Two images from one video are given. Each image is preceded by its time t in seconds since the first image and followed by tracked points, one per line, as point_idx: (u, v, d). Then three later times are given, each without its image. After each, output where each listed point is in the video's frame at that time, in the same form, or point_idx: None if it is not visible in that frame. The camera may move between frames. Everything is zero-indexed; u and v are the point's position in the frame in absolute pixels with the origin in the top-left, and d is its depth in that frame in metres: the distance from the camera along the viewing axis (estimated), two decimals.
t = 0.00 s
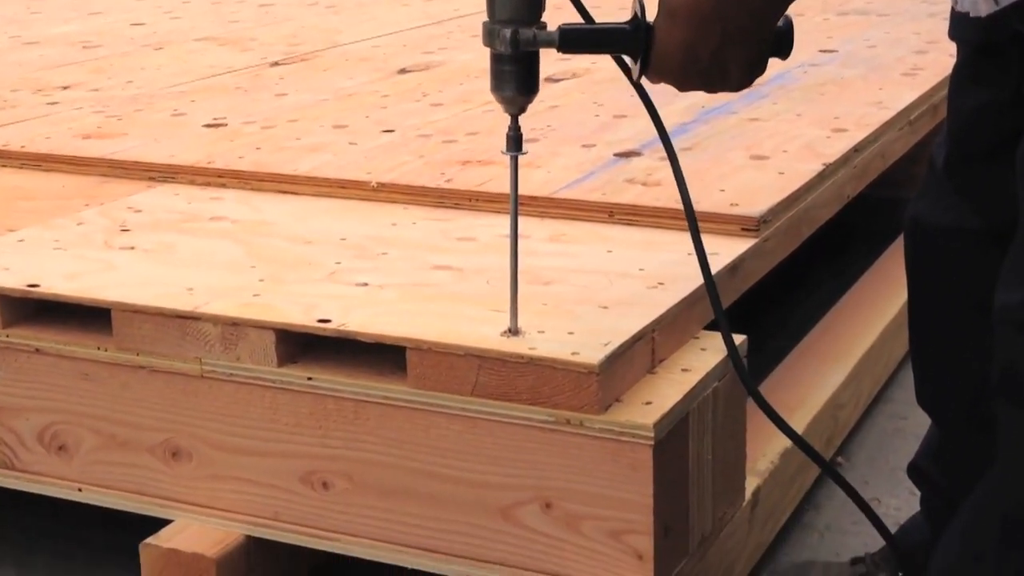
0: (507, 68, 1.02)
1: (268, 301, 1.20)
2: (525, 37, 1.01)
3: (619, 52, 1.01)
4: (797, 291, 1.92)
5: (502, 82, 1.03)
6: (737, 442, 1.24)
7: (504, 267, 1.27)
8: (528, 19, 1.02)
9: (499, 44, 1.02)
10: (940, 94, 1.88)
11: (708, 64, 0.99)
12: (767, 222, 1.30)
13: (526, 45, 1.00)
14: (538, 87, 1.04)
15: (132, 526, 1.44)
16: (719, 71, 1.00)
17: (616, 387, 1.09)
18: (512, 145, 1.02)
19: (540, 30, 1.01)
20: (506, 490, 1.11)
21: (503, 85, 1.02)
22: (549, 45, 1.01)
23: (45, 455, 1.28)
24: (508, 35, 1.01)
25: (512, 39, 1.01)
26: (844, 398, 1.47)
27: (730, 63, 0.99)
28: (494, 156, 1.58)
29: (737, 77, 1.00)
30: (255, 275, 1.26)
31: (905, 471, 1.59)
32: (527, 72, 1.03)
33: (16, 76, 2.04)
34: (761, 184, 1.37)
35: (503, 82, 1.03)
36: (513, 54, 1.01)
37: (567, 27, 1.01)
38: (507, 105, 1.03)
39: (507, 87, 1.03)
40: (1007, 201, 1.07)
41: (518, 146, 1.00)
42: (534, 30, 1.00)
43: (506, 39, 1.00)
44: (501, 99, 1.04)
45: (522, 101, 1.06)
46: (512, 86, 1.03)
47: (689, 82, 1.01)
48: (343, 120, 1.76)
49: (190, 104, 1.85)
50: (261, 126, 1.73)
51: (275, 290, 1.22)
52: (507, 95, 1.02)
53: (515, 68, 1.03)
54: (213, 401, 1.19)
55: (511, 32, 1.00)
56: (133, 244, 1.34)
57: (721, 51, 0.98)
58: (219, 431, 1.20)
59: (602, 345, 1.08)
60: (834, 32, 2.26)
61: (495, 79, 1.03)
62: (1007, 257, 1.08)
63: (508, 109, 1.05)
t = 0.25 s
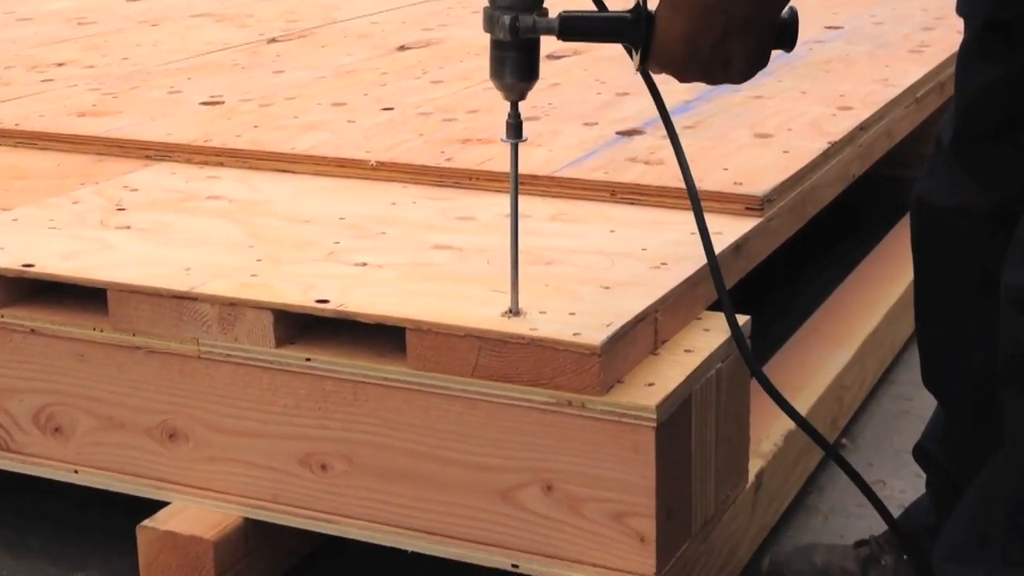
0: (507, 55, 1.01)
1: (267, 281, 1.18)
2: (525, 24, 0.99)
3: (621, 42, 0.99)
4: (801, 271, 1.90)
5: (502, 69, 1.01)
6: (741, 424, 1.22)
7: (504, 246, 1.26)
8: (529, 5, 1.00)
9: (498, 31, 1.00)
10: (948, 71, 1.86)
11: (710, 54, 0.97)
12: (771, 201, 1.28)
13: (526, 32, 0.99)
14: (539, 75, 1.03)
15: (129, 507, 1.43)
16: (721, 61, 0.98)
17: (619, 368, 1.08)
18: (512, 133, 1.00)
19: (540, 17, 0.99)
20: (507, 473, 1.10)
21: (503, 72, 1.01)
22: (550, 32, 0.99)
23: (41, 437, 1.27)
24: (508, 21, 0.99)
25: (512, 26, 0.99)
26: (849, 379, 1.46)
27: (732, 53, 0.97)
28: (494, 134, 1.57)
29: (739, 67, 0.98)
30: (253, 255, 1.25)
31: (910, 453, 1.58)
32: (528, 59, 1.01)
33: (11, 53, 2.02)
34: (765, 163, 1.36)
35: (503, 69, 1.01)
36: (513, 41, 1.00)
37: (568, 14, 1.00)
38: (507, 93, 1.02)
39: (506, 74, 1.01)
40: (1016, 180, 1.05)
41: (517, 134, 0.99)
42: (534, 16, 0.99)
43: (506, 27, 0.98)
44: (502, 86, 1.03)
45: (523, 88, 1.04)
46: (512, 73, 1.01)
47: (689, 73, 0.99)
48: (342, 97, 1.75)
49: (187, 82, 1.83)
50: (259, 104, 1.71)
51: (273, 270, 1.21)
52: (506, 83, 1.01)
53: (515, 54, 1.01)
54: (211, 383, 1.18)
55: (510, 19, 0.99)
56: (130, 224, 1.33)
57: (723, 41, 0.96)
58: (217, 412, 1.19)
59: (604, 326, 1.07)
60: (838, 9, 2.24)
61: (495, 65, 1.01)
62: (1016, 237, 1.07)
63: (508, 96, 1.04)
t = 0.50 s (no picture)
0: (508, 45, 0.99)
1: (264, 266, 1.17)
2: (527, 13, 0.97)
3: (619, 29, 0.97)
4: (804, 256, 1.89)
5: (502, 59, 0.99)
6: (744, 410, 1.21)
7: (504, 230, 1.24)
8: None
9: (498, 20, 0.98)
10: (953, 54, 1.84)
11: (712, 43, 0.96)
12: (775, 185, 1.27)
13: (527, 21, 0.97)
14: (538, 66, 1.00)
15: (126, 495, 1.42)
16: (724, 50, 0.98)
17: (621, 354, 1.06)
18: (514, 123, 0.99)
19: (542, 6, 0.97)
20: (507, 460, 1.09)
21: (503, 62, 0.98)
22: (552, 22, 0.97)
23: (36, 424, 1.25)
24: (508, 11, 0.97)
25: (513, 15, 0.97)
26: (853, 366, 1.44)
27: (735, 43, 0.97)
28: (494, 118, 1.55)
29: (741, 55, 0.98)
30: (249, 240, 1.23)
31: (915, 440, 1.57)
32: (529, 50, 0.99)
33: (5, 36, 2.00)
34: (769, 147, 1.34)
35: (502, 60, 0.99)
36: (514, 31, 0.97)
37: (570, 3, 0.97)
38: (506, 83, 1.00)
39: (507, 64, 0.99)
40: None
41: (519, 125, 0.97)
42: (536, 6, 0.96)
43: (507, 16, 0.96)
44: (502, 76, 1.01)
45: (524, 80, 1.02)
46: (512, 63, 0.99)
47: (691, 62, 0.99)
48: (340, 80, 1.73)
49: (183, 64, 1.81)
50: (256, 87, 1.69)
51: (270, 255, 1.19)
52: (507, 73, 0.98)
53: (516, 45, 0.99)
54: (208, 369, 1.17)
55: (511, 8, 0.96)
56: (125, 208, 1.31)
57: (725, 29, 0.96)
58: (214, 399, 1.17)
59: (606, 312, 1.05)
60: None
61: (496, 56, 0.99)
62: None
63: (508, 88, 1.02)
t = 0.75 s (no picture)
0: (509, 38, 0.98)
1: (261, 254, 1.15)
2: (527, 7, 0.96)
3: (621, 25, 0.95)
4: (808, 243, 1.87)
5: (502, 53, 0.98)
6: (747, 400, 1.20)
7: (504, 218, 1.23)
8: None
9: (498, 14, 0.97)
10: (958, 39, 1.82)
11: (714, 38, 0.93)
12: (778, 172, 1.26)
13: (528, 15, 0.96)
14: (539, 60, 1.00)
15: (122, 485, 1.40)
16: (725, 45, 0.95)
17: (622, 344, 1.05)
18: (514, 118, 0.99)
19: None
20: (507, 451, 1.07)
21: (504, 56, 0.98)
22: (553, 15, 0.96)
23: (31, 414, 1.24)
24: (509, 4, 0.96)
25: (514, 9, 0.96)
26: (857, 355, 1.43)
27: (737, 37, 0.94)
28: (494, 104, 1.53)
29: (743, 51, 0.95)
30: (246, 227, 1.22)
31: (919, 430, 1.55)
32: (530, 43, 0.98)
33: None
34: (773, 133, 1.33)
35: (503, 52, 0.99)
36: (515, 25, 0.97)
37: None
38: (507, 77, 0.99)
39: (507, 58, 0.98)
40: None
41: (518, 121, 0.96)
42: None
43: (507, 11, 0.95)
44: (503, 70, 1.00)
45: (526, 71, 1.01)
46: (512, 56, 0.98)
47: (694, 57, 0.95)
48: (339, 65, 1.71)
49: (179, 50, 1.79)
50: (253, 72, 1.68)
51: (268, 243, 1.18)
52: (508, 67, 0.98)
53: (517, 38, 0.98)
54: (204, 358, 1.15)
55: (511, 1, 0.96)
56: (120, 195, 1.30)
57: (727, 25, 0.93)
58: (211, 389, 1.16)
59: (607, 301, 1.04)
60: None
61: (496, 49, 0.98)
62: None
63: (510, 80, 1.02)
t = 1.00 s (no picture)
0: (508, 35, 0.98)
1: (257, 245, 1.14)
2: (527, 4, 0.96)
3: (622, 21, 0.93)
4: (811, 234, 1.86)
5: (502, 50, 0.98)
6: (751, 393, 1.18)
7: (504, 208, 1.22)
8: None
9: (498, 10, 0.97)
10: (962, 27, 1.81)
11: (717, 35, 0.92)
12: (781, 161, 1.25)
13: (527, 11, 0.96)
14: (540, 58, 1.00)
15: (118, 478, 1.39)
16: (728, 42, 0.93)
17: (624, 336, 1.04)
18: (514, 115, 0.98)
19: None
20: (507, 444, 1.06)
21: (504, 52, 0.98)
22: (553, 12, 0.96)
23: (26, 407, 1.23)
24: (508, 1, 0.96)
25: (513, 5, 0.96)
26: (862, 347, 1.42)
27: (740, 33, 0.92)
28: (494, 93, 1.52)
29: (747, 49, 0.93)
30: (244, 218, 1.20)
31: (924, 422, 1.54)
32: (529, 39, 0.98)
33: None
34: (776, 123, 1.32)
35: (503, 49, 0.98)
36: (515, 21, 0.97)
37: None
38: (507, 74, 0.99)
39: (507, 55, 0.98)
40: None
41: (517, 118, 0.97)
42: None
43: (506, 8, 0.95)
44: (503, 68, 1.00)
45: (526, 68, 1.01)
46: (512, 53, 0.98)
47: (694, 54, 0.94)
48: (337, 54, 1.69)
49: (176, 38, 1.78)
50: (250, 61, 1.66)
51: (265, 234, 1.16)
52: (508, 63, 0.98)
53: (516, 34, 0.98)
54: (201, 350, 1.14)
55: None
56: (116, 185, 1.28)
57: (730, 23, 0.91)
58: (208, 381, 1.15)
59: (609, 292, 1.03)
60: None
61: (495, 46, 0.98)
62: None
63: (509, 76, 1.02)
